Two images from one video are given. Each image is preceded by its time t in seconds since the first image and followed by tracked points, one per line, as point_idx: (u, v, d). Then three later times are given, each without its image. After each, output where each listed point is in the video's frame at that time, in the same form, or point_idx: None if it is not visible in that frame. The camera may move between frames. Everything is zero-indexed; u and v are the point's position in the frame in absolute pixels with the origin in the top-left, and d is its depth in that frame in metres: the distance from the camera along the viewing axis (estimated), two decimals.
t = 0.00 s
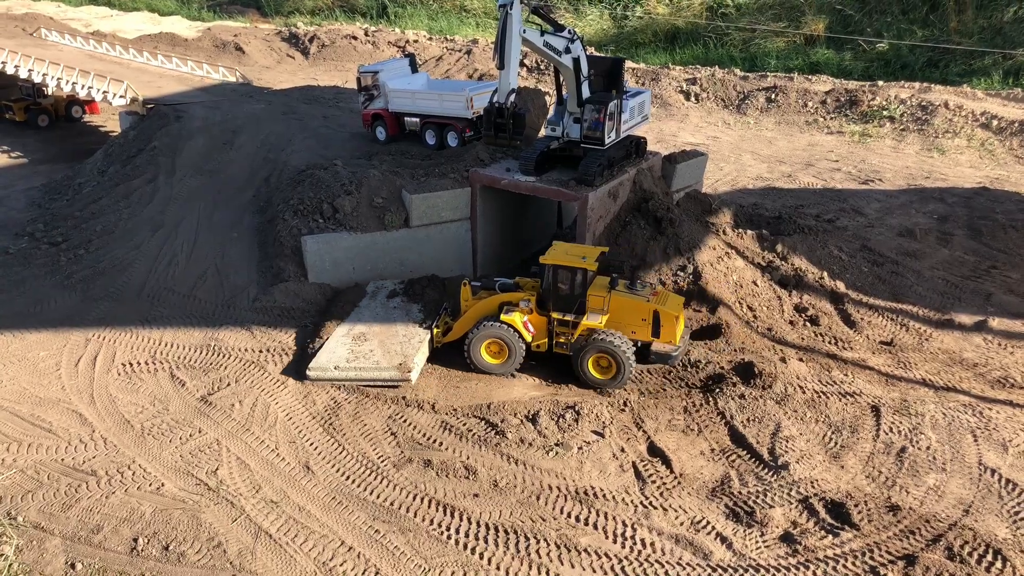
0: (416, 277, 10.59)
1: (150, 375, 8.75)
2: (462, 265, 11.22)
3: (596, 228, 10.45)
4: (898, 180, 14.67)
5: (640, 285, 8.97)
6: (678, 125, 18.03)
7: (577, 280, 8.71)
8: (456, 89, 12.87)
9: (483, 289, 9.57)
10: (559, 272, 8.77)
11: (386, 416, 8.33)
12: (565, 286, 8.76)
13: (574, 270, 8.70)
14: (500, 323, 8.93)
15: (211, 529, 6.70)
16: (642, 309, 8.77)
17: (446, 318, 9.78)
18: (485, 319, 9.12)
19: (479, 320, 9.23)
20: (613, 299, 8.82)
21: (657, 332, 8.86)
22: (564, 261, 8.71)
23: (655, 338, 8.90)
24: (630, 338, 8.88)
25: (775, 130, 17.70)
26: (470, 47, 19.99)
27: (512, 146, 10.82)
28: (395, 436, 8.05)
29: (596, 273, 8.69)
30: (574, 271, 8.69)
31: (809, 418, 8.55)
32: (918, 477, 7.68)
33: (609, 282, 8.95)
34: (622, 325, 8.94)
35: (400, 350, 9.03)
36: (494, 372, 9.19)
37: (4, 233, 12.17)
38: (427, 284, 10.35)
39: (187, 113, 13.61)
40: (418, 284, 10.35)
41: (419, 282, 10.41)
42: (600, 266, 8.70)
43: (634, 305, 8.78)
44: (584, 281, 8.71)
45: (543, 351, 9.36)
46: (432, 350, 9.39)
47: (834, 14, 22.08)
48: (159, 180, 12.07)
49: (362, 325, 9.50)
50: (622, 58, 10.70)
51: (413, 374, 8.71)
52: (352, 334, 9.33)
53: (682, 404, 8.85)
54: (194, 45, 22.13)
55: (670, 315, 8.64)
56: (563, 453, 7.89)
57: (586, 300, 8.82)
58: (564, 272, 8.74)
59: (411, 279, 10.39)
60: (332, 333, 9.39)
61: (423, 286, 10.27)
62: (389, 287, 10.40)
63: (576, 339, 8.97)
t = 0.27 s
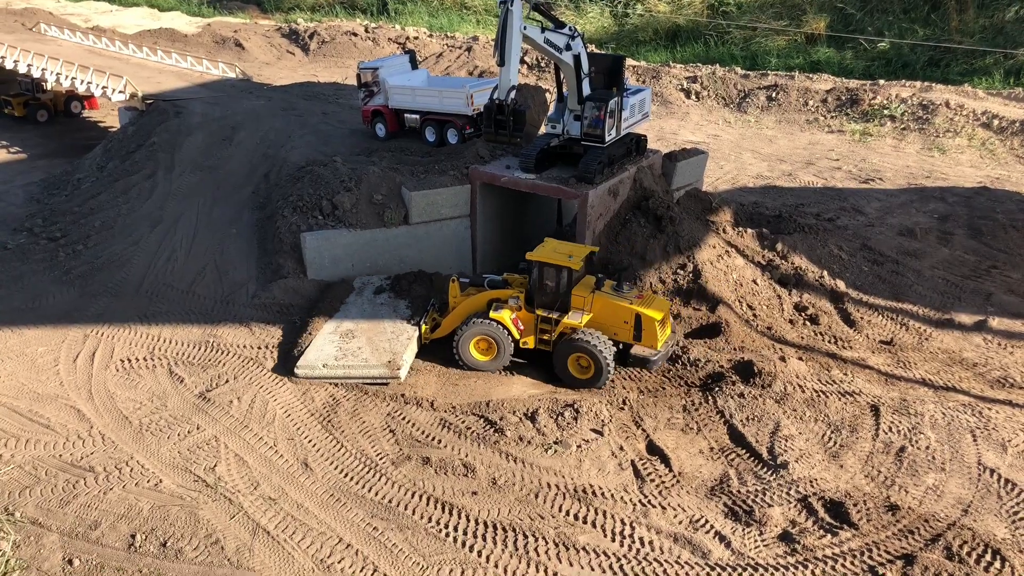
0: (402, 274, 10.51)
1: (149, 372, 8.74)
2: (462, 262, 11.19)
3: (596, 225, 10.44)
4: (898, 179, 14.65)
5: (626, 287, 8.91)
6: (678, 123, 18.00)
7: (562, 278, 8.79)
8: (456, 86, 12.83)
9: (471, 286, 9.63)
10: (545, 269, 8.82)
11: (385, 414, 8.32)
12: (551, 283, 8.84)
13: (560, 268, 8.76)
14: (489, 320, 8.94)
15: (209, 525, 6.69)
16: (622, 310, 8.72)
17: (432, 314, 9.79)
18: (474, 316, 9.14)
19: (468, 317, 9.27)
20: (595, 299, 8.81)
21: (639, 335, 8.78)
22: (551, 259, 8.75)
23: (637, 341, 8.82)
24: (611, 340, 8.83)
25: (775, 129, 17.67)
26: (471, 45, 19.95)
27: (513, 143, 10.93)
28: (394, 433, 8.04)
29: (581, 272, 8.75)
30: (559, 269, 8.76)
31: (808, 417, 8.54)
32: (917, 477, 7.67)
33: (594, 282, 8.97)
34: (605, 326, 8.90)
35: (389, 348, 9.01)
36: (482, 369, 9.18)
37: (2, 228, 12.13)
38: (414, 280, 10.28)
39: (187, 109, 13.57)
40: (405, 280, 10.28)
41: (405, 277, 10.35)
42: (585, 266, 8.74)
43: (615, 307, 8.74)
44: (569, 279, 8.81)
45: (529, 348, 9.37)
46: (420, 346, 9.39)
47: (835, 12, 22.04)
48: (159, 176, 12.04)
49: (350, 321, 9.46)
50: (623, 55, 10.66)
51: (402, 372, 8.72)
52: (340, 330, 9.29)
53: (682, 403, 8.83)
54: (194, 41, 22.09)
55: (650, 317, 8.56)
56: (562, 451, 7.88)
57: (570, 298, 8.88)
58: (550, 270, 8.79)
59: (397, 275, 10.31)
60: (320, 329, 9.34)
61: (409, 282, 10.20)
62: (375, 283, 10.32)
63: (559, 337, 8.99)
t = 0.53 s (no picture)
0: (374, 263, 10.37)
1: (148, 365, 8.74)
2: (462, 258, 11.18)
3: (595, 221, 10.44)
4: (899, 176, 14.63)
5: (594, 283, 9.02)
6: (679, 119, 17.97)
7: (533, 271, 8.80)
8: (456, 81, 12.81)
9: (445, 279, 9.62)
10: (515, 262, 8.82)
11: (385, 408, 8.32)
12: (523, 276, 8.85)
13: (530, 262, 8.77)
14: (464, 314, 8.94)
15: (208, 519, 6.69)
16: (588, 306, 8.81)
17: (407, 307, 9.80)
18: (449, 309, 9.15)
19: (442, 309, 9.28)
20: (563, 294, 8.93)
21: (604, 332, 8.89)
22: (522, 252, 8.79)
23: (602, 338, 8.93)
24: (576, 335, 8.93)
25: (776, 125, 17.64)
26: (472, 40, 19.91)
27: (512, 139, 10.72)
28: (393, 427, 8.04)
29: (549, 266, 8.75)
30: (529, 263, 8.75)
31: (808, 413, 8.54)
32: (916, 473, 7.67)
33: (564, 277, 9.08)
34: (571, 321, 9.00)
35: (363, 343, 8.99)
36: (456, 362, 9.20)
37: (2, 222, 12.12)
38: (387, 271, 10.19)
39: (187, 103, 13.55)
40: (376, 271, 10.15)
41: (377, 268, 10.22)
42: (554, 260, 8.73)
43: (581, 302, 8.85)
44: (539, 273, 8.82)
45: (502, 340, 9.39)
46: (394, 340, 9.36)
47: (836, 9, 22.00)
48: (158, 170, 12.02)
49: (323, 314, 9.39)
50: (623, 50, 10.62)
51: (378, 368, 8.73)
52: (313, 324, 9.22)
53: (681, 398, 8.83)
54: (195, 35, 22.05)
55: (614, 314, 8.66)
56: (561, 446, 7.88)
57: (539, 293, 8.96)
58: (520, 262, 8.80)
59: (370, 266, 10.18)
60: (292, 322, 9.25)
61: (381, 273, 10.10)
62: (346, 273, 10.18)
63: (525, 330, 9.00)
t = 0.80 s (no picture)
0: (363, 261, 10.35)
1: (148, 361, 8.74)
2: (461, 254, 11.16)
3: (595, 217, 10.42)
4: (900, 172, 14.59)
5: (584, 277, 8.97)
6: (680, 115, 17.93)
7: (522, 266, 8.83)
8: (457, 77, 12.79)
9: (436, 275, 9.63)
10: (505, 257, 8.83)
11: (385, 404, 8.32)
12: (513, 271, 8.89)
13: (519, 256, 8.80)
14: (456, 309, 8.95)
15: (207, 515, 6.70)
16: (578, 300, 8.79)
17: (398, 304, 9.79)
18: (440, 305, 9.16)
19: (434, 305, 9.28)
20: (553, 288, 8.89)
21: (593, 326, 8.86)
22: (512, 247, 8.78)
23: (592, 332, 8.89)
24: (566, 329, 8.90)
25: (777, 121, 17.61)
26: (473, 36, 19.88)
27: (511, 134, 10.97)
28: (393, 423, 8.04)
29: (539, 261, 8.80)
30: (519, 257, 8.78)
31: (808, 409, 8.54)
32: (916, 469, 7.67)
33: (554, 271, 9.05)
34: (561, 315, 8.97)
35: (354, 340, 8.98)
36: (449, 357, 9.20)
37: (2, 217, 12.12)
38: (376, 269, 10.17)
39: (187, 99, 13.54)
40: (366, 268, 10.13)
41: (366, 266, 10.20)
42: (543, 254, 8.78)
43: (570, 296, 8.82)
44: (529, 267, 8.85)
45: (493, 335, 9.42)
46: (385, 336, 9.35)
47: (838, 4, 21.94)
48: (158, 166, 12.02)
49: (314, 312, 9.38)
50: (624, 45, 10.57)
51: (371, 365, 8.72)
52: (304, 322, 9.20)
53: (681, 394, 8.82)
54: (196, 31, 22.03)
55: (603, 308, 8.63)
56: (561, 442, 7.88)
57: (529, 287, 8.94)
58: (510, 257, 8.83)
59: (359, 264, 10.17)
60: (283, 320, 9.23)
61: (371, 270, 10.09)
62: (334, 270, 10.14)
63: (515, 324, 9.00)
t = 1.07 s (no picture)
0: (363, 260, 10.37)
1: (146, 359, 8.75)
2: (459, 251, 11.16)
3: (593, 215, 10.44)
4: (898, 169, 14.60)
5: (585, 275, 8.97)
6: (678, 112, 17.92)
7: (522, 263, 8.82)
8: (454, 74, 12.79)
9: (435, 272, 9.63)
10: (504, 255, 8.82)
11: (382, 401, 8.34)
12: (512, 268, 8.86)
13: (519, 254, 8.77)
14: (455, 307, 8.97)
15: (205, 512, 6.72)
16: (578, 298, 8.79)
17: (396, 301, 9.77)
18: (440, 302, 9.16)
19: (434, 303, 9.28)
20: (553, 286, 8.88)
21: (593, 323, 8.86)
22: (512, 245, 8.75)
23: (591, 329, 8.90)
24: (566, 326, 8.91)
25: (776, 118, 17.60)
26: (471, 33, 19.86)
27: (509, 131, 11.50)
28: (390, 420, 8.06)
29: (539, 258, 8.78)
30: (519, 255, 8.76)
31: (805, 405, 8.55)
32: (913, 465, 7.68)
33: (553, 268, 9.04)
34: (560, 313, 8.98)
35: (352, 338, 8.98)
36: (449, 355, 9.22)
37: None
38: (376, 267, 10.17)
39: (185, 97, 13.53)
40: (365, 266, 10.14)
41: (366, 264, 10.22)
42: (543, 252, 8.74)
43: (570, 294, 8.82)
44: (528, 265, 8.84)
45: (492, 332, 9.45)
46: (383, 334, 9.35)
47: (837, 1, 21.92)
48: (156, 164, 12.01)
49: (313, 309, 9.38)
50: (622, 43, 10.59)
51: (368, 363, 8.72)
52: (302, 320, 9.21)
53: (678, 391, 8.84)
54: (194, 29, 22.00)
55: (603, 306, 8.64)
56: (558, 439, 7.89)
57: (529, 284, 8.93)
58: (509, 255, 8.80)
59: (359, 262, 10.18)
60: (282, 318, 9.25)
61: (371, 269, 10.10)
62: (335, 268, 10.16)
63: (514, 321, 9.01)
